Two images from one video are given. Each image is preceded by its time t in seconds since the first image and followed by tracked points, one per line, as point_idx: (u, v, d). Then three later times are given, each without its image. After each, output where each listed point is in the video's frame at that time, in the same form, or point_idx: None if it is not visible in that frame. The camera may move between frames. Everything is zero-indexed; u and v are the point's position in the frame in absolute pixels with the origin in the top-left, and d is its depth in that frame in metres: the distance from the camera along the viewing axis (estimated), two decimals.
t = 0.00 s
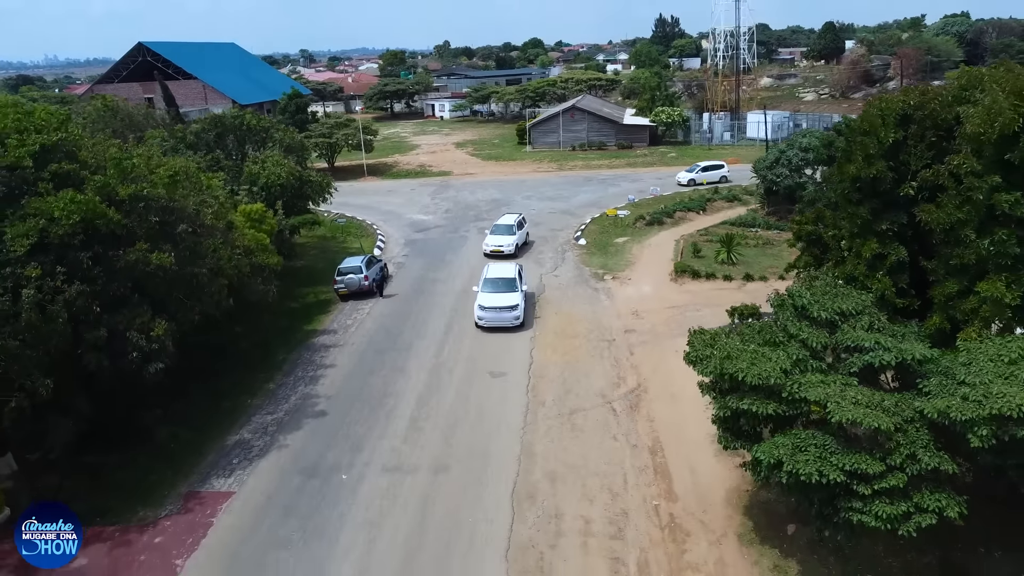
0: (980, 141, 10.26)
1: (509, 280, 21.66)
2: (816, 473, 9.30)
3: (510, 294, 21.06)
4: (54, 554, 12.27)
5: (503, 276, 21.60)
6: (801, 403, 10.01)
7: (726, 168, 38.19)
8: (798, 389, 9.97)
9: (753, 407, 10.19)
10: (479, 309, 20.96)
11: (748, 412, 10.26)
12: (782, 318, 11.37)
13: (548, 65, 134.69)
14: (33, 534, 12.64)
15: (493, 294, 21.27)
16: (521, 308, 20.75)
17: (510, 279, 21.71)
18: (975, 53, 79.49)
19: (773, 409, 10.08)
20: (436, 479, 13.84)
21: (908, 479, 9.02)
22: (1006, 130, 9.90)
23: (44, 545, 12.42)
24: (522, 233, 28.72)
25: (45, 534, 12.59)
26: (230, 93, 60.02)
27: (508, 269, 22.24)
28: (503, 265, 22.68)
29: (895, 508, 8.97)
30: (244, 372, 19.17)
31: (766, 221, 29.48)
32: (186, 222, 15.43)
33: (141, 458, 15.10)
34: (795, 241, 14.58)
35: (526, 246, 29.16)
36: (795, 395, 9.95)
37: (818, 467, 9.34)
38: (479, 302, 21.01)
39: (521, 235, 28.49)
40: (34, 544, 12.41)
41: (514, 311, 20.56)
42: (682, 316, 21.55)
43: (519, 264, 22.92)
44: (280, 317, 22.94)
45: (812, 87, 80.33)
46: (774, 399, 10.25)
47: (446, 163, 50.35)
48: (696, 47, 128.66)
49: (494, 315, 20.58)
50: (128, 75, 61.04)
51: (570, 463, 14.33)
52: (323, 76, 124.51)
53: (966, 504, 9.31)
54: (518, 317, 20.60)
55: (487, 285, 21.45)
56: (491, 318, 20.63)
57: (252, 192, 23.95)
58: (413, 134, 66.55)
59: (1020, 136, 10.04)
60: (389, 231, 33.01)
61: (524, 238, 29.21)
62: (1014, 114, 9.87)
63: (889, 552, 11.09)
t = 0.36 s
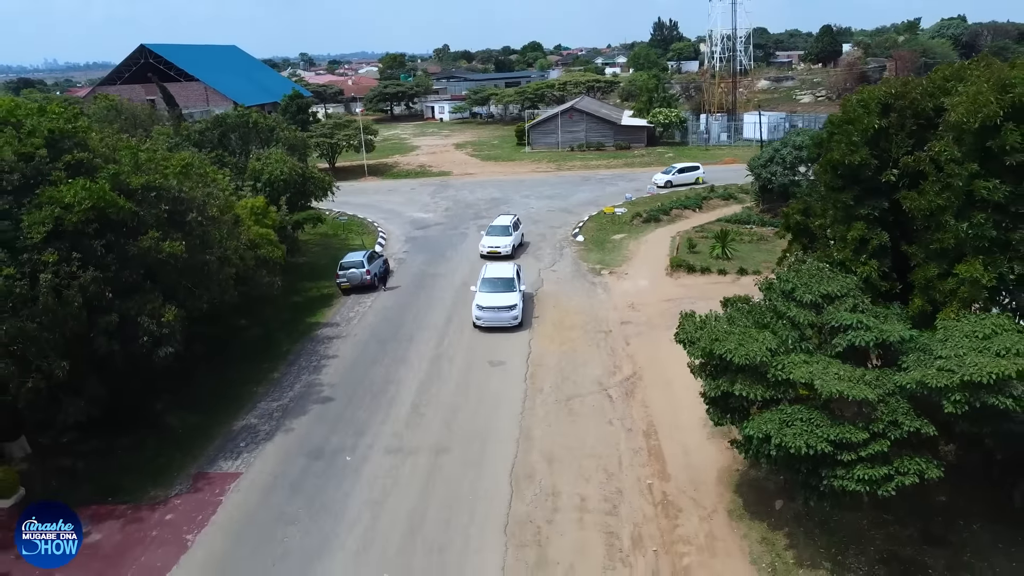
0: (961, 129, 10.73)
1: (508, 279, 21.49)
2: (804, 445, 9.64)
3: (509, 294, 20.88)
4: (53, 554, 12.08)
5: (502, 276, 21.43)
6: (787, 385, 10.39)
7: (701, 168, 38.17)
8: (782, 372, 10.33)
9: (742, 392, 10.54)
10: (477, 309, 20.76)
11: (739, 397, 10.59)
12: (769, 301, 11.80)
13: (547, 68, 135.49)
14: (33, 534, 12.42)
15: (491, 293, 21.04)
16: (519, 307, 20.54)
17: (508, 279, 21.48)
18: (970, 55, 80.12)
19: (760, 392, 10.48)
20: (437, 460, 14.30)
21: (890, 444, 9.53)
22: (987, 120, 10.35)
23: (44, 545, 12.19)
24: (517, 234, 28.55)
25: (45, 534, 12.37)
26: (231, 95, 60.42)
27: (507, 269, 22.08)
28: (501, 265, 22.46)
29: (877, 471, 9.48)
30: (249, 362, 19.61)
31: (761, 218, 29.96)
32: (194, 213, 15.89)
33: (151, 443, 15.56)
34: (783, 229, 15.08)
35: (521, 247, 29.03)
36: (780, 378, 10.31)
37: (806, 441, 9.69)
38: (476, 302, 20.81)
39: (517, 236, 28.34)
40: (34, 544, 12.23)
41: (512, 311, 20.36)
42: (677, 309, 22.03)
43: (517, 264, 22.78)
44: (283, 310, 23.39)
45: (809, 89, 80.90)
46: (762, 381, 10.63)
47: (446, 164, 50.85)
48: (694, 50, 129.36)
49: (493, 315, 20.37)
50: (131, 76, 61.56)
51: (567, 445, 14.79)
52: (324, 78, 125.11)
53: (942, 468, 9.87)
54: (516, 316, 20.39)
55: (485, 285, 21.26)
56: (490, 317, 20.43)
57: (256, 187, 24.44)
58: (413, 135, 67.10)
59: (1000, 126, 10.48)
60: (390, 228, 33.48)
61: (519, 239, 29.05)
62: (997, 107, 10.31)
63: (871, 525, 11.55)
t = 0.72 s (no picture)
0: (941, 119, 11.08)
1: (505, 280, 21.29)
2: (789, 426, 9.95)
3: (507, 294, 20.68)
4: (53, 553, 11.86)
5: (500, 277, 21.25)
6: (772, 364, 10.75)
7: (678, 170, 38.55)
8: (766, 353, 10.72)
9: (726, 368, 11.05)
10: (474, 310, 20.54)
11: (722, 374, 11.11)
12: (757, 285, 12.25)
13: (546, 71, 136.47)
14: (33, 534, 12.19)
15: (489, 294, 20.87)
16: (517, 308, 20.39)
17: (507, 280, 21.34)
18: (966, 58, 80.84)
19: (743, 369, 10.97)
20: (438, 443, 14.73)
21: (872, 422, 9.86)
22: (966, 111, 10.74)
23: (43, 545, 11.96)
24: (514, 236, 28.39)
25: (45, 534, 12.14)
26: (233, 96, 60.89)
27: (505, 269, 21.92)
28: (500, 267, 22.34)
29: (859, 448, 9.83)
30: (254, 352, 20.05)
31: (757, 215, 30.45)
32: (203, 204, 16.39)
33: (159, 428, 15.99)
34: (774, 219, 15.59)
35: (518, 248, 28.91)
36: (764, 356, 10.73)
37: (791, 421, 9.99)
38: (474, 303, 20.61)
39: (514, 238, 28.20)
40: (35, 543, 12.02)
41: (510, 312, 20.19)
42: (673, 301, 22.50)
43: (515, 264, 22.64)
44: (287, 303, 23.85)
45: (806, 91, 81.54)
46: (745, 359, 11.12)
47: (446, 164, 51.37)
48: (693, 53, 130.18)
49: (491, 315, 20.20)
50: (134, 78, 62.05)
51: (564, 429, 15.23)
52: (324, 81, 126.06)
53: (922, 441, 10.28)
54: (514, 317, 20.22)
55: (483, 286, 21.06)
56: (488, 318, 20.23)
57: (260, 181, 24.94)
58: (413, 137, 67.69)
59: (979, 117, 10.87)
60: (391, 226, 33.96)
61: (516, 240, 28.89)
62: (976, 100, 10.69)
63: (856, 501, 11.96)
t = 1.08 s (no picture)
0: (925, 111, 11.33)
1: (503, 283, 20.79)
2: (778, 410, 10.17)
3: (504, 298, 20.18)
4: (53, 554, 11.68)
5: (497, 279, 20.77)
6: (762, 349, 10.99)
7: (658, 175, 38.88)
8: (758, 336, 10.96)
9: (717, 348, 11.34)
10: (471, 314, 20.06)
11: (714, 354, 11.43)
12: (750, 274, 12.47)
13: (544, 75, 137.35)
14: (33, 534, 12.08)
15: (486, 297, 20.37)
16: (515, 312, 19.89)
17: (504, 283, 20.82)
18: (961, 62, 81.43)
19: (734, 354, 11.21)
20: (437, 433, 14.95)
21: (859, 408, 10.06)
22: (948, 103, 11.09)
23: (44, 545, 11.81)
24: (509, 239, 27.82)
25: (45, 535, 11.97)
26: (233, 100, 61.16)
27: (502, 272, 21.44)
28: (496, 270, 21.85)
29: (848, 438, 9.96)
30: (255, 348, 20.24)
31: (753, 214, 30.74)
32: (205, 199, 16.62)
33: (162, 420, 16.21)
34: (768, 212, 15.85)
35: (514, 252, 28.43)
36: (756, 340, 10.95)
37: (780, 405, 10.22)
38: (470, 306, 20.14)
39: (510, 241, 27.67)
40: (34, 544, 11.89)
41: (508, 315, 19.71)
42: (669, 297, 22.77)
43: (512, 267, 22.16)
44: (287, 300, 24.08)
45: (803, 95, 82.06)
46: (737, 345, 11.36)
47: (445, 166, 51.72)
48: (690, 58, 130.92)
49: (487, 319, 19.71)
50: (134, 82, 62.24)
51: (561, 420, 15.46)
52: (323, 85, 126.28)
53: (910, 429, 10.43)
54: (512, 321, 19.75)
55: (480, 289, 20.59)
56: (484, 322, 19.76)
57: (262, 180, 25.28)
58: (412, 140, 68.06)
59: (960, 109, 11.26)
60: (391, 225, 34.26)
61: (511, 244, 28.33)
62: (956, 91, 11.07)
63: (847, 486, 12.18)
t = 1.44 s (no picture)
0: (918, 105, 11.47)
1: (500, 289, 20.18)
2: (776, 397, 10.26)
3: (502, 304, 19.59)
4: (53, 555, 11.42)
5: (494, 285, 20.16)
6: (761, 338, 11.08)
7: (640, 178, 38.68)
8: (757, 327, 11.07)
9: (717, 340, 11.40)
10: (467, 320, 19.48)
11: (715, 345, 11.46)
12: (748, 267, 12.55)
13: (543, 79, 137.82)
14: (33, 534, 11.76)
15: (483, 304, 19.80)
16: (512, 319, 19.34)
17: (501, 288, 20.23)
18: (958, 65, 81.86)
19: (734, 345, 11.28)
20: (436, 429, 14.96)
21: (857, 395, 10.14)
22: (939, 94, 11.17)
23: (43, 546, 11.48)
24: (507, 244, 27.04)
25: (45, 534, 11.65)
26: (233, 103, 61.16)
27: (499, 278, 20.81)
28: (494, 274, 21.24)
29: (845, 424, 10.06)
30: (255, 346, 20.26)
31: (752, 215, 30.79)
32: (206, 197, 16.66)
33: (161, 416, 16.22)
34: (766, 208, 15.95)
35: (511, 257, 27.75)
36: (755, 331, 11.06)
37: (779, 391, 10.31)
38: (467, 312, 19.57)
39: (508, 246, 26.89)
40: (34, 543, 11.58)
41: (505, 323, 19.17)
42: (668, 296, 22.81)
43: (510, 272, 21.57)
44: (287, 300, 24.11)
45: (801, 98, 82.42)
46: (736, 335, 11.44)
47: (445, 168, 51.84)
48: (688, 62, 131.42)
49: (484, 326, 19.17)
50: (134, 85, 62.12)
51: (560, 415, 15.50)
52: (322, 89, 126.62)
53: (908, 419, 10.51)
54: (509, 328, 19.22)
55: (477, 295, 20.00)
56: (481, 329, 19.20)
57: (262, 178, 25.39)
58: (411, 143, 68.20)
59: (949, 100, 11.34)
60: (390, 226, 34.34)
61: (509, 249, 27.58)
62: (945, 82, 11.15)
63: (846, 479, 12.18)
